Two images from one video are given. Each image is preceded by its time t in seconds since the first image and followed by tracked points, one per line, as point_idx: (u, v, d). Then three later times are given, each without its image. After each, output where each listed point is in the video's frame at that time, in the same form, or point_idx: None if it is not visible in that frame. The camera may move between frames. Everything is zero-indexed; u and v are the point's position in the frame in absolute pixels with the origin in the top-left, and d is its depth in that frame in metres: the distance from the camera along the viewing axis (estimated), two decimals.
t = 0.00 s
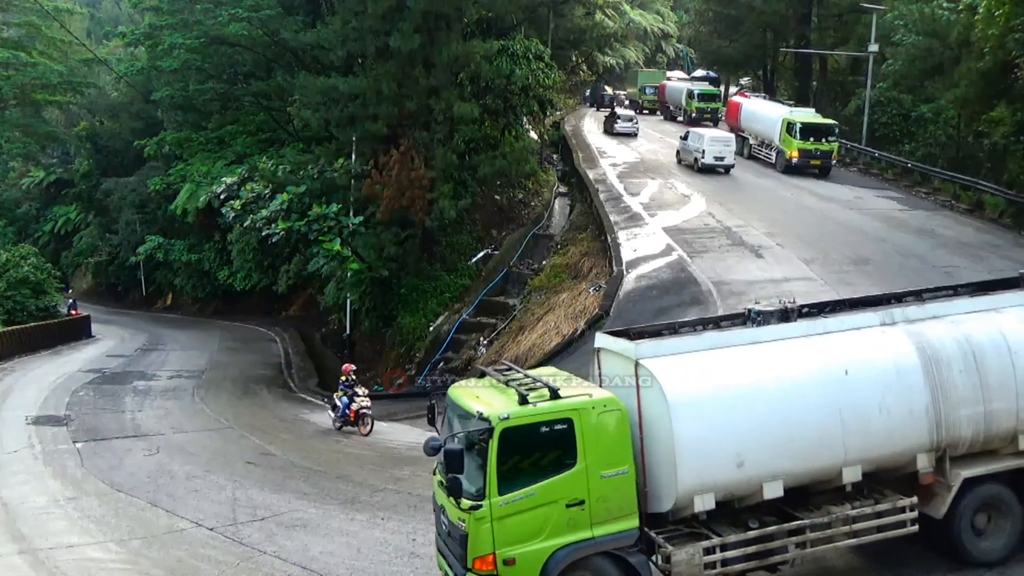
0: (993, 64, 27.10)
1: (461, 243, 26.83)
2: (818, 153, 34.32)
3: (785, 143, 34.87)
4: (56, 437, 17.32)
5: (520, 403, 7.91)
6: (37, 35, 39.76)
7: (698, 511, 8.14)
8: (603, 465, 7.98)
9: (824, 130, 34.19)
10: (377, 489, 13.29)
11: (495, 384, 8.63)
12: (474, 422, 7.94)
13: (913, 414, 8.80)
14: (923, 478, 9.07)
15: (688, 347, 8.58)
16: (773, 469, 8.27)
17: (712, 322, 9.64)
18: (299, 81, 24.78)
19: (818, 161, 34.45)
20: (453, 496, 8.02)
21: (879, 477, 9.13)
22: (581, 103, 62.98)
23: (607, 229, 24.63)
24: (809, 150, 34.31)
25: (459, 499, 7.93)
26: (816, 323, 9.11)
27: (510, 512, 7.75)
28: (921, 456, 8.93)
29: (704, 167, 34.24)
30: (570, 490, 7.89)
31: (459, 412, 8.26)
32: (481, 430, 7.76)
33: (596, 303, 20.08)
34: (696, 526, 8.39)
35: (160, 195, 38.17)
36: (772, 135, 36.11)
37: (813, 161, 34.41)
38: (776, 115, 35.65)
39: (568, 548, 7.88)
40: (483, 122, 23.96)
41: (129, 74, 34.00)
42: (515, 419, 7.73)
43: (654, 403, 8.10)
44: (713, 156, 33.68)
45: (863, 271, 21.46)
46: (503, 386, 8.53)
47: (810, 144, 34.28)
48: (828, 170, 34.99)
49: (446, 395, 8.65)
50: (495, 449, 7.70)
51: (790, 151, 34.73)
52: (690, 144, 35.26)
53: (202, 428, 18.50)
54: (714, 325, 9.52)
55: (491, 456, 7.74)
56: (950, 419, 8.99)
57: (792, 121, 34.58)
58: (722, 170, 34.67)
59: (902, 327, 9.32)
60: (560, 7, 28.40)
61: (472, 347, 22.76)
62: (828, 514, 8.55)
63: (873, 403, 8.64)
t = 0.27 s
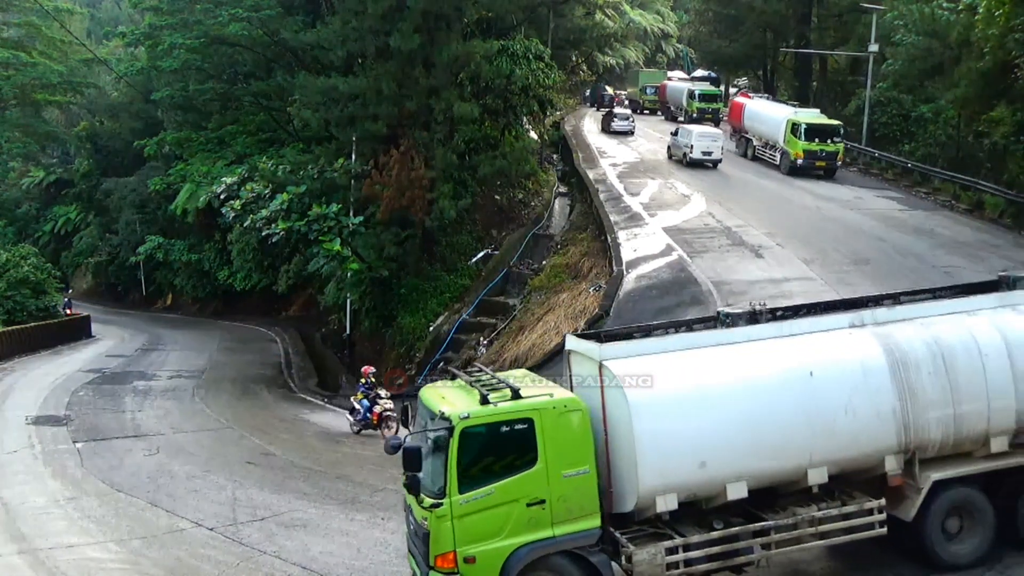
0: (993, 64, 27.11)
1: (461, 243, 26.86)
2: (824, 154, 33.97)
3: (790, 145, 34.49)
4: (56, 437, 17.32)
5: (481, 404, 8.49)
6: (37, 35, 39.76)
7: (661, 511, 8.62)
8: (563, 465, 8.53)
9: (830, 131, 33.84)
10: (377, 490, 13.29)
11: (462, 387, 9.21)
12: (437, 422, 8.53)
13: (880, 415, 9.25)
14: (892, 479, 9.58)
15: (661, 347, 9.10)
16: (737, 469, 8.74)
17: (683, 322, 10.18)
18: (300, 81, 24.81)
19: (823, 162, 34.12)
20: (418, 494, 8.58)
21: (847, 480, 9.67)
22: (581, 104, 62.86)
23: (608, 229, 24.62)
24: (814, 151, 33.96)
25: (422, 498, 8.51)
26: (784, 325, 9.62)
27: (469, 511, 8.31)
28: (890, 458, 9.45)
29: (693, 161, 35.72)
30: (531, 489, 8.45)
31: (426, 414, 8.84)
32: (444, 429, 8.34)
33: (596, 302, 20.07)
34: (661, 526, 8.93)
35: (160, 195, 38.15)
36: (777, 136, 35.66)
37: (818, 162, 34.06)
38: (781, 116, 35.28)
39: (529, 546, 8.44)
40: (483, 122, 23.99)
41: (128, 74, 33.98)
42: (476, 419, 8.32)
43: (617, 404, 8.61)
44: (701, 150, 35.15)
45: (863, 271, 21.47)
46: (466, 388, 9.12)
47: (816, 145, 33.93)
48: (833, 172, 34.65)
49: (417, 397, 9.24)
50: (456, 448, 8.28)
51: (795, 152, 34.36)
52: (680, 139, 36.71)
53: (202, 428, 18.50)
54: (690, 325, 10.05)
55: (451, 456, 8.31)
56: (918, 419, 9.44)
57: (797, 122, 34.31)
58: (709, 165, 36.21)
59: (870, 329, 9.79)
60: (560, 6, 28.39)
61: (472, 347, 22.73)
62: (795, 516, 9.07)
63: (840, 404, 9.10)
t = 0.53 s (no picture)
0: (993, 64, 27.13)
1: (461, 243, 26.67)
2: (830, 156, 33.61)
3: (796, 146, 34.06)
4: (56, 437, 17.32)
5: (435, 402, 8.74)
6: (37, 35, 39.77)
7: (613, 510, 8.86)
8: (516, 464, 8.78)
9: (836, 133, 33.40)
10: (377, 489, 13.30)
11: (424, 385, 9.45)
12: (394, 420, 8.80)
13: (838, 418, 9.43)
14: (852, 483, 9.73)
15: (623, 348, 9.32)
16: (692, 470, 8.98)
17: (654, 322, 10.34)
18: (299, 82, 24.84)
19: (829, 164, 33.78)
20: (376, 490, 8.89)
21: (807, 484, 9.89)
22: (580, 104, 62.85)
23: (607, 229, 24.62)
24: (820, 153, 33.57)
25: (378, 494, 8.81)
26: (747, 327, 9.83)
27: (422, 507, 8.60)
28: (849, 461, 9.61)
29: (680, 155, 37.04)
30: (483, 486, 8.71)
31: (387, 410, 9.12)
32: (398, 427, 8.61)
33: (596, 303, 20.07)
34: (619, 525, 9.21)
35: (160, 195, 38.14)
36: (782, 137, 35.22)
37: (824, 164, 33.70)
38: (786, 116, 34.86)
39: (482, 541, 8.73)
40: (483, 122, 24.00)
41: (129, 74, 33.98)
42: (429, 418, 8.57)
43: (572, 403, 8.87)
44: (689, 145, 36.47)
45: (863, 271, 21.47)
46: (426, 386, 9.37)
47: (821, 147, 33.55)
48: (838, 174, 34.27)
49: (382, 394, 9.51)
50: (409, 445, 8.56)
51: (801, 153, 33.95)
52: (670, 135, 38.02)
53: (202, 428, 18.50)
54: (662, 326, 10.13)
55: (404, 452, 8.60)
56: (878, 423, 9.60)
57: (803, 123, 33.85)
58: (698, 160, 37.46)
59: (832, 332, 9.98)
60: (560, 6, 28.42)
61: (472, 347, 22.71)
62: (751, 517, 9.25)
63: (797, 407, 9.30)
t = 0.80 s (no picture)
0: (993, 64, 27.16)
1: (461, 244, 26.37)
2: (837, 158, 33.10)
3: (803, 148, 33.57)
4: (56, 437, 17.31)
5: (392, 400, 8.86)
6: (37, 35, 39.76)
7: (569, 510, 8.93)
8: (471, 463, 8.88)
9: (845, 134, 32.80)
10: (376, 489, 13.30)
11: (387, 384, 9.58)
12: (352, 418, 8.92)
13: (798, 421, 9.37)
14: (812, 486, 9.63)
15: (577, 350, 9.37)
16: (648, 470, 9.00)
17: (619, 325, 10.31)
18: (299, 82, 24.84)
19: (837, 165, 33.28)
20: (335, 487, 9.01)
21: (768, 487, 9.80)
22: (580, 104, 62.85)
23: (607, 229, 24.60)
24: (827, 155, 33.08)
25: (337, 491, 8.93)
26: (707, 330, 9.78)
27: (378, 505, 8.72)
28: (809, 463, 9.53)
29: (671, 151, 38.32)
30: (438, 485, 8.81)
31: (348, 409, 9.24)
32: (356, 425, 8.73)
33: (596, 303, 20.06)
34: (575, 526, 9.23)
35: (160, 195, 38.12)
36: (788, 138, 34.72)
37: (832, 166, 33.19)
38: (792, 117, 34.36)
39: (437, 539, 8.83)
40: (484, 122, 24.02)
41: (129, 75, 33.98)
42: (385, 416, 8.69)
43: (530, 403, 8.98)
44: (678, 141, 37.72)
45: (863, 270, 21.46)
46: (387, 385, 9.47)
47: (828, 149, 33.08)
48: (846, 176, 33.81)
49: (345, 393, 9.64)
50: (365, 443, 8.68)
51: (808, 155, 33.49)
52: (662, 131, 39.25)
53: (202, 428, 18.50)
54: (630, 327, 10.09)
55: (361, 449, 8.73)
56: (839, 426, 9.52)
57: (810, 125, 33.34)
58: (689, 156, 38.68)
59: (795, 335, 9.91)
60: (560, 6, 28.43)
61: (472, 347, 22.69)
62: (709, 518, 9.26)
63: (755, 409, 9.25)
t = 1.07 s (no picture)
0: (993, 64, 27.15)
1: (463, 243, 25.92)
2: (843, 159, 32.70)
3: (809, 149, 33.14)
4: (56, 437, 17.32)
5: (357, 399, 9.14)
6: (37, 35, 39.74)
7: (532, 510, 9.14)
8: (433, 462, 9.12)
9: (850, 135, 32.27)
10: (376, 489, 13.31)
11: (357, 381, 9.86)
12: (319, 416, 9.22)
13: (763, 424, 9.43)
14: (778, 489, 9.68)
15: (551, 350, 9.59)
16: (610, 470, 9.15)
17: (592, 326, 10.46)
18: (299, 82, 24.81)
19: (843, 167, 32.88)
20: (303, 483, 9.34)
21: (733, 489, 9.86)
22: (581, 104, 62.81)
23: (607, 229, 24.57)
24: (833, 156, 32.66)
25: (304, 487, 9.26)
26: (675, 332, 9.89)
27: (342, 501, 9.03)
28: (774, 466, 9.57)
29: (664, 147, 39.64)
30: (401, 483, 9.08)
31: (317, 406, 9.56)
32: (321, 423, 9.03)
33: (596, 302, 20.07)
34: (541, 525, 9.39)
35: (160, 195, 38.10)
36: (794, 140, 34.26)
37: (838, 168, 32.77)
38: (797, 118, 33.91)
39: (399, 536, 9.12)
40: (484, 123, 24.25)
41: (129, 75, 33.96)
42: (349, 415, 8.98)
43: (493, 404, 9.18)
44: (671, 137, 39.04)
45: (864, 271, 21.46)
46: (357, 384, 9.73)
47: (835, 150, 32.64)
48: (852, 177, 33.40)
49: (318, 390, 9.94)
50: (330, 440, 8.99)
51: (814, 157, 33.07)
52: (656, 127, 40.52)
53: (202, 428, 18.50)
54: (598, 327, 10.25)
55: (327, 447, 9.06)
56: (804, 429, 9.54)
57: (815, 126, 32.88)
58: (681, 152, 40.03)
59: (762, 337, 9.97)
60: (561, 7, 28.43)
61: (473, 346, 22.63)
62: (673, 519, 9.39)
63: (719, 411, 9.35)
